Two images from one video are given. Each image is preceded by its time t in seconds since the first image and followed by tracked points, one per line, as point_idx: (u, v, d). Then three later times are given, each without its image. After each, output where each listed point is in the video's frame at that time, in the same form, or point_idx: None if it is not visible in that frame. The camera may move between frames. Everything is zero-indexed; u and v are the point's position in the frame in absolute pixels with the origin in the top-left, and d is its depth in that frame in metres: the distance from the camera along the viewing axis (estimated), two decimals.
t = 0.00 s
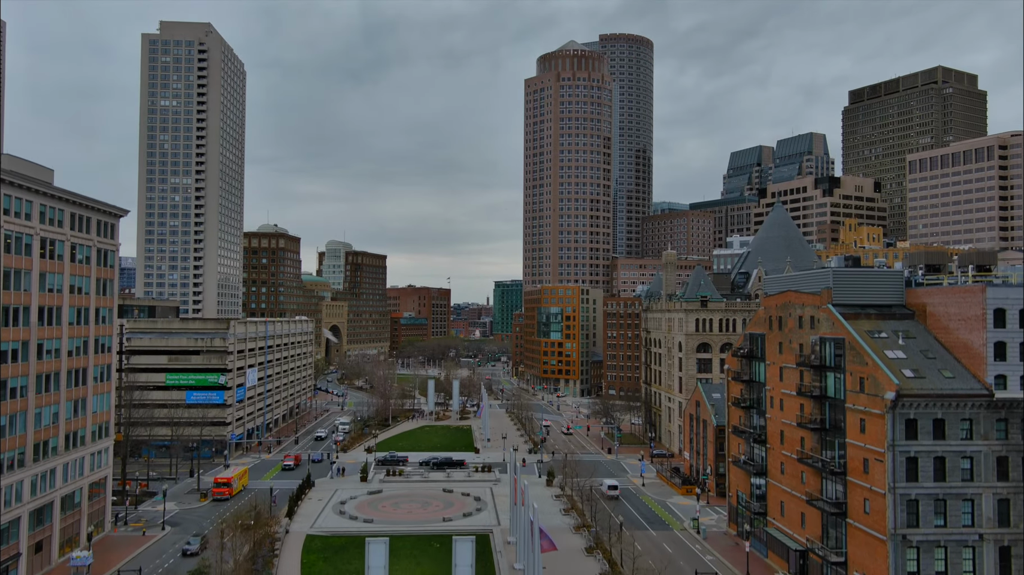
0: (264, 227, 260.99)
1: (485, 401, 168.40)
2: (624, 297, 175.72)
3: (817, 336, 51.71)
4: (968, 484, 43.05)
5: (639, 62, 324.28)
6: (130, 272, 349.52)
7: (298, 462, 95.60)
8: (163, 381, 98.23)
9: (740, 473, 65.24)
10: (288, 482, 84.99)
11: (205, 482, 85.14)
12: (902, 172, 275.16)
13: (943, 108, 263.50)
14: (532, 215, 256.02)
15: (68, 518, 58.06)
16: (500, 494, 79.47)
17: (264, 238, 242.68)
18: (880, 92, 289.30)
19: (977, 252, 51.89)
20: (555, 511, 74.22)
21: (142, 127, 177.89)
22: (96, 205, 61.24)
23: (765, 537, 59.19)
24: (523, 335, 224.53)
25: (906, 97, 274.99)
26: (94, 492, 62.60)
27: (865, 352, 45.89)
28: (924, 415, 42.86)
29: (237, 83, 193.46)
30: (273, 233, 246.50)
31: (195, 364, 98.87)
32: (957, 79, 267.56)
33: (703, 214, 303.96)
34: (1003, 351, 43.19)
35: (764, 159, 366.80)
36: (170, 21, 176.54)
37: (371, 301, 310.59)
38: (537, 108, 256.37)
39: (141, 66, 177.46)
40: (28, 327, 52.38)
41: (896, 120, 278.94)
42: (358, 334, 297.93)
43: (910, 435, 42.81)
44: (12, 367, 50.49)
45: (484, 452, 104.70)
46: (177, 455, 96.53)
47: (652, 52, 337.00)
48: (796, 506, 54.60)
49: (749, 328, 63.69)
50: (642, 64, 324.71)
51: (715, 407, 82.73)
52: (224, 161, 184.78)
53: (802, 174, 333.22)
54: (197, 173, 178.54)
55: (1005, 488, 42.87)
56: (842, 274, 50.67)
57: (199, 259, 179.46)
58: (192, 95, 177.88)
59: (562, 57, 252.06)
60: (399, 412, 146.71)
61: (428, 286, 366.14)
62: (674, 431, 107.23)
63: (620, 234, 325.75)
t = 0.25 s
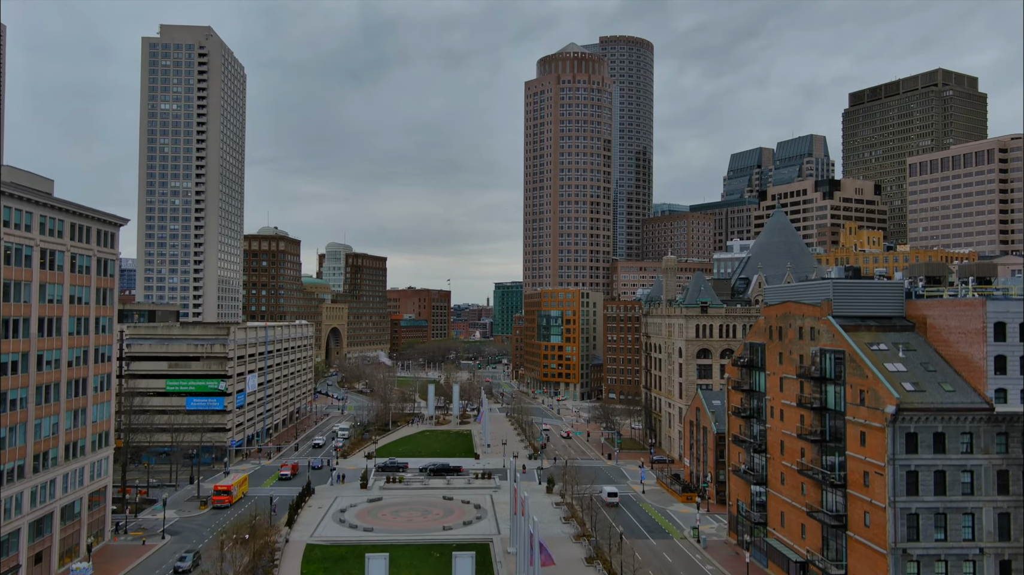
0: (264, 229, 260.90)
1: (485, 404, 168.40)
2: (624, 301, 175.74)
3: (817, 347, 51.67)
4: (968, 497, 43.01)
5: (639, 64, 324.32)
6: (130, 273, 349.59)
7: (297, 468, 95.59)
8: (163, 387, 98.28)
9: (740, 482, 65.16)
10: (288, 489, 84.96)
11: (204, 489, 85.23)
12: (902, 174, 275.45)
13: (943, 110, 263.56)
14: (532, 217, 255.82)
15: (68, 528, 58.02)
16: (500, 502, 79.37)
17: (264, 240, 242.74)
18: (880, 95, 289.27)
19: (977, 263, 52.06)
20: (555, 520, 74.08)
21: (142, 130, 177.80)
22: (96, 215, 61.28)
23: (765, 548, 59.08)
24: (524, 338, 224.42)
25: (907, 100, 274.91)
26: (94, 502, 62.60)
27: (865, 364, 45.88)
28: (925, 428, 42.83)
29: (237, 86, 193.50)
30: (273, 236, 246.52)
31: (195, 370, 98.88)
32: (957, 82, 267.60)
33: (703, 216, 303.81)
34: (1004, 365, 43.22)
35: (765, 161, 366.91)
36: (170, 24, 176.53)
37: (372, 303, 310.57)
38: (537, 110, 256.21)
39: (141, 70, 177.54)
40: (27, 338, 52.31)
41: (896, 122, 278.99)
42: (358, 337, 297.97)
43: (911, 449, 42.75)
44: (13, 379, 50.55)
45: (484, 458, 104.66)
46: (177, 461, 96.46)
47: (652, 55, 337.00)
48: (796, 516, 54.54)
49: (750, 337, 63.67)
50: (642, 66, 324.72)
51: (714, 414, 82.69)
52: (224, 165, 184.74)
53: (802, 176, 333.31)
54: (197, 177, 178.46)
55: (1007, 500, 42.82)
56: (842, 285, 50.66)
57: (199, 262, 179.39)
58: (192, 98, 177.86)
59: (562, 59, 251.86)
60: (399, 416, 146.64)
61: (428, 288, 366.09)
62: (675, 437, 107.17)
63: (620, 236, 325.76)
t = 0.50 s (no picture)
0: (264, 232, 260.99)
1: (485, 409, 168.33)
2: (624, 305, 175.73)
3: (818, 361, 51.62)
4: (969, 513, 42.95)
5: (639, 66, 324.40)
6: (130, 275, 349.62)
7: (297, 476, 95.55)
8: (163, 395, 98.23)
9: (740, 493, 65.12)
10: (289, 497, 84.86)
11: (204, 498, 85.20)
12: (903, 177, 275.58)
13: (943, 113, 263.68)
14: (532, 220, 255.57)
15: (67, 540, 57.96)
16: (500, 511, 79.27)
17: (264, 243, 242.83)
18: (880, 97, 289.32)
19: (976, 276, 52.23)
20: (555, 529, 73.97)
21: (142, 134, 177.78)
22: (97, 226, 61.33)
23: (765, 559, 59.00)
24: (524, 341, 224.38)
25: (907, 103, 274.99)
26: (94, 513, 62.58)
27: (865, 379, 45.80)
28: (925, 444, 42.75)
29: (237, 90, 193.54)
30: (273, 239, 246.64)
31: (195, 377, 98.84)
32: (957, 84, 267.80)
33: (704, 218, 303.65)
34: (1004, 381, 43.19)
35: (765, 163, 366.98)
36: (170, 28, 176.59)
37: (372, 305, 310.56)
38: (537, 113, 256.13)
39: (141, 74, 177.58)
40: (27, 351, 52.28)
41: (896, 125, 279.09)
42: (358, 339, 297.96)
43: (911, 465, 42.70)
44: (12, 393, 50.52)
45: (484, 465, 104.58)
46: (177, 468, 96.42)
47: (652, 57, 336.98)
48: (796, 529, 54.49)
49: (750, 348, 63.62)
50: (642, 68, 324.75)
51: (715, 423, 82.66)
52: (224, 168, 184.74)
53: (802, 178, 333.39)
54: (197, 181, 178.43)
55: (1007, 516, 42.82)
56: (843, 299, 50.64)
57: (199, 266, 179.37)
58: (192, 102, 177.88)
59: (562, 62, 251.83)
60: (399, 421, 146.59)
61: (428, 290, 366.15)
62: (675, 444, 107.10)
63: (621, 238, 325.71)
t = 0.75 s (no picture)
0: (264, 235, 260.96)
1: (485, 413, 168.16)
2: (625, 309, 175.63)
3: (818, 372, 51.54)
4: (969, 527, 42.88)
5: (639, 68, 324.46)
6: (130, 277, 349.53)
7: (297, 482, 95.49)
8: (163, 401, 98.25)
9: (740, 502, 65.04)
10: (289, 504, 84.64)
11: (204, 505, 85.09)
12: (903, 179, 275.53)
13: (944, 116, 263.70)
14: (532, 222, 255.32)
15: (67, 550, 57.95)
16: (500, 519, 79.13)
17: (264, 246, 242.79)
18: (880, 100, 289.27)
19: (976, 287, 52.21)
20: (555, 538, 73.86)
21: (142, 138, 177.78)
22: (97, 236, 61.37)
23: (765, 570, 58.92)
24: (524, 344, 224.28)
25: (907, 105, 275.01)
26: (94, 523, 62.54)
27: (866, 393, 45.75)
28: (926, 458, 42.69)
29: (238, 93, 193.60)
30: (273, 242, 246.64)
31: (195, 384, 98.81)
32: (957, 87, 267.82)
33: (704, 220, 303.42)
34: (1005, 395, 43.12)
35: (765, 165, 367.01)
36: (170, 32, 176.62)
37: (372, 308, 310.42)
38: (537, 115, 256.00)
39: (141, 78, 177.63)
40: (27, 362, 52.28)
41: (896, 127, 279.09)
42: (358, 342, 297.85)
43: (911, 479, 42.64)
44: (12, 405, 50.51)
45: (484, 471, 104.49)
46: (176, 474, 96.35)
47: (652, 59, 336.97)
48: (797, 540, 54.43)
49: (750, 357, 63.53)
50: (642, 70, 324.77)
51: (715, 430, 82.62)
52: (224, 172, 184.69)
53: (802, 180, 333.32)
54: (197, 185, 178.41)
55: (1008, 531, 42.74)
56: (843, 310, 50.59)
57: (200, 270, 179.28)
58: (192, 105, 177.88)
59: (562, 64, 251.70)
60: (399, 425, 146.51)
61: (429, 292, 366.17)
62: (675, 449, 106.97)
63: (621, 240, 325.64)
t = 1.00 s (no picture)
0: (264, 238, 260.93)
1: (485, 417, 168.05)
2: (625, 313, 175.53)
3: (818, 386, 51.47)
4: (970, 543, 42.82)
5: (639, 71, 324.44)
6: (130, 279, 349.22)
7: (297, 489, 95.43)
8: (163, 408, 98.22)
9: (740, 513, 64.97)
10: (289, 513, 84.64)
11: (205, 513, 85.15)
12: (903, 182, 275.65)
13: (944, 118, 263.71)
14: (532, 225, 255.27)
15: (67, 562, 57.90)
16: (500, 528, 78.99)
17: (264, 249, 242.73)
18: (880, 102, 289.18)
19: (977, 301, 52.98)
20: (555, 548, 73.74)
21: (142, 141, 177.74)
22: (96, 247, 61.36)
23: None
24: (524, 347, 224.13)
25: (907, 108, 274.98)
26: (94, 533, 62.53)
27: (866, 408, 45.70)
28: (926, 474, 42.65)
29: (238, 97, 193.53)
30: (273, 245, 246.64)
31: (195, 391, 98.78)
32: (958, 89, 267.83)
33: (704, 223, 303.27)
34: (1005, 410, 43.07)
35: (765, 167, 367.01)
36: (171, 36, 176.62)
37: (372, 310, 310.25)
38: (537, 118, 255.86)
39: (141, 82, 177.63)
40: (27, 376, 52.29)
41: (896, 130, 279.08)
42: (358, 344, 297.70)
43: (911, 495, 42.57)
44: (12, 419, 50.54)
45: (484, 478, 104.48)
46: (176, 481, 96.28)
47: (652, 61, 336.92)
48: (797, 553, 54.37)
49: (750, 368, 63.48)
50: (642, 73, 324.78)
51: (715, 438, 82.61)
52: (224, 176, 184.64)
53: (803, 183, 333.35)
54: (197, 189, 178.41)
55: (1008, 547, 42.67)
56: (843, 324, 50.53)
57: (200, 274, 179.18)
58: (192, 109, 177.88)
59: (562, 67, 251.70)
60: (399, 430, 146.47)
61: (429, 294, 366.10)
62: (675, 456, 106.94)
63: (621, 243, 325.52)
